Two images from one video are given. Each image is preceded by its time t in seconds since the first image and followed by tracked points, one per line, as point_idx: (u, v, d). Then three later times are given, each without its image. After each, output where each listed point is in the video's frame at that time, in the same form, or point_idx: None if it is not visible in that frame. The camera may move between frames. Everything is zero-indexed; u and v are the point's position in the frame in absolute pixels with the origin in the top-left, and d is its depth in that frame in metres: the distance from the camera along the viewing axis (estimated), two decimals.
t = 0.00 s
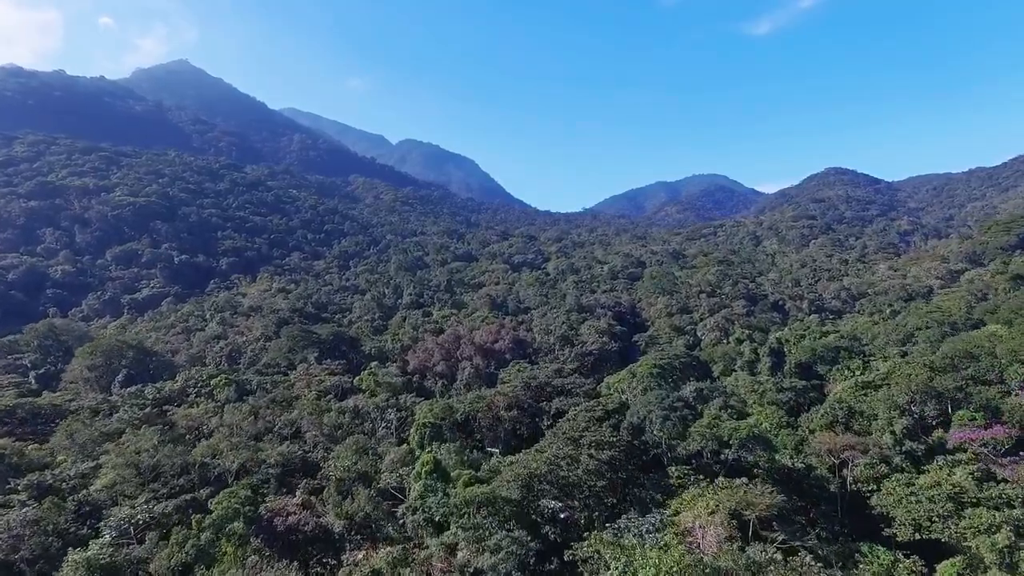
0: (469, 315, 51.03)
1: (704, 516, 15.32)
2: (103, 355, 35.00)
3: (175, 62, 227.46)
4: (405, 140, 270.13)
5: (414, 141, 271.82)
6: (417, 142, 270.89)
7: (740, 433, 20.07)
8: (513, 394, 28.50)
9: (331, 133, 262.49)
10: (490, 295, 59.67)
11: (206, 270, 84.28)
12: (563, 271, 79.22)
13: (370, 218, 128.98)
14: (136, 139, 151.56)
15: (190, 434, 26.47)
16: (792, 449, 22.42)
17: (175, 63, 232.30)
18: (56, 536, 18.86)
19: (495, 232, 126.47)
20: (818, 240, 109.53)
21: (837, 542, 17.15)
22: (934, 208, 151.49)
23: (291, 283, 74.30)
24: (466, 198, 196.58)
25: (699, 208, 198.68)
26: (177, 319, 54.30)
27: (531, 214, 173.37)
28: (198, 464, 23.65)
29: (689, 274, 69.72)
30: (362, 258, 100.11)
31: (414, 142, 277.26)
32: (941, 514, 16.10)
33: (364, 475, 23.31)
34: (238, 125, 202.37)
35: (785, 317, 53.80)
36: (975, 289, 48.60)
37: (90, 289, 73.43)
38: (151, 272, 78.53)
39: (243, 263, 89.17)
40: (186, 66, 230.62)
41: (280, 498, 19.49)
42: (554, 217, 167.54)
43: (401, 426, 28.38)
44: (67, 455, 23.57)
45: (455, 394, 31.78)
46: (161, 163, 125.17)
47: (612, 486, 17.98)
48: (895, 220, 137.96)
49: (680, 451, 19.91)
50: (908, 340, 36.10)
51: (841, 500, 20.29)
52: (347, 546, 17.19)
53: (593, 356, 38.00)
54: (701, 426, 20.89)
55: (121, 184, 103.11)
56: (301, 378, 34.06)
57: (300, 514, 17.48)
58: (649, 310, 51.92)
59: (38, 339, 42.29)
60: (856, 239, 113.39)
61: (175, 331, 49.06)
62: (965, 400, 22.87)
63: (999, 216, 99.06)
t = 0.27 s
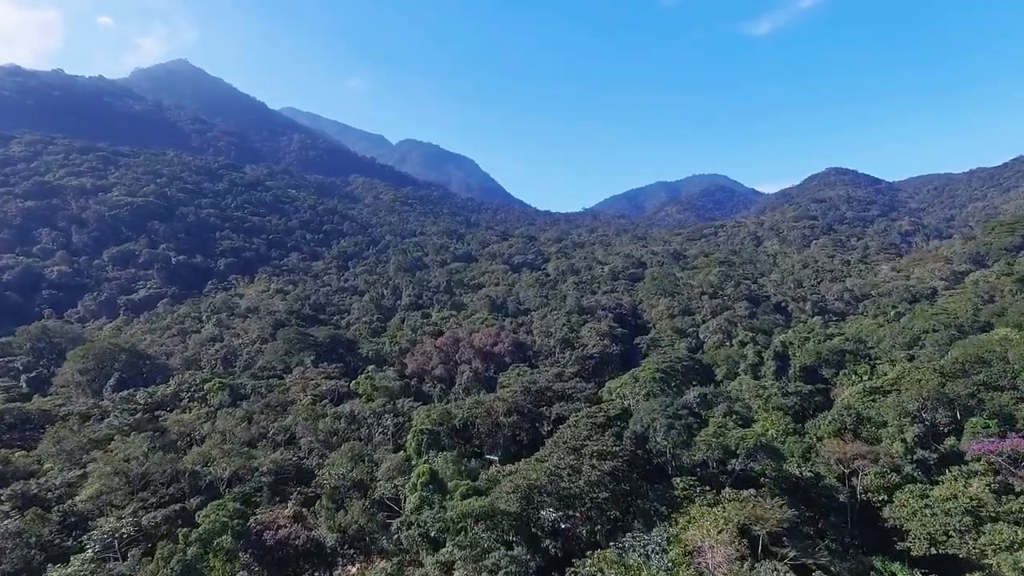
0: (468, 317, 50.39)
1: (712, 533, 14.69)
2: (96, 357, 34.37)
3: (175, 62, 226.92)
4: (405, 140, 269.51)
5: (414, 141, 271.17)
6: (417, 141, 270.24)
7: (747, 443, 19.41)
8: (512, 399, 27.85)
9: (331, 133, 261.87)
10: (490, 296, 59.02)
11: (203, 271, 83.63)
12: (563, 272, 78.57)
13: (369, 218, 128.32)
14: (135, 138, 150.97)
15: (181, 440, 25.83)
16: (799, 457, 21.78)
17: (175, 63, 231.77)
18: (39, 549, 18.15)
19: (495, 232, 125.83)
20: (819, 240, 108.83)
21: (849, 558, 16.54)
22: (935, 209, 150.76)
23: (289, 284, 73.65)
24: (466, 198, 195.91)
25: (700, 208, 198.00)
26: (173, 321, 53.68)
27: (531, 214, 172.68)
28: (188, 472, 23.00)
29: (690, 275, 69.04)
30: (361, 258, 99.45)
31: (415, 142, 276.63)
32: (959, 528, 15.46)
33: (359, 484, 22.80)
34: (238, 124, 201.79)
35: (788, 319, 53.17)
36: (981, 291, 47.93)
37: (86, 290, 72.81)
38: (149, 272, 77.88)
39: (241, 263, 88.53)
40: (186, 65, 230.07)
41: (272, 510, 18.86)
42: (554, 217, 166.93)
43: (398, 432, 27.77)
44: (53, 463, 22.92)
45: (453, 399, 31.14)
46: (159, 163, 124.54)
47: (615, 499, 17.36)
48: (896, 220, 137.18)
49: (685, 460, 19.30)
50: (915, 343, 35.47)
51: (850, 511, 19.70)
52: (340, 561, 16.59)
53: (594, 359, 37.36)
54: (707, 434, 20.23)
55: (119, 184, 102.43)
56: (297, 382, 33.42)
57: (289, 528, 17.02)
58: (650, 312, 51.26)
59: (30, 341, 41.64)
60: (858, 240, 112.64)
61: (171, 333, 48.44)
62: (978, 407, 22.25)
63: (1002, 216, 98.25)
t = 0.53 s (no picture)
0: (467, 319, 49.61)
1: (720, 552, 13.98)
2: (85, 362, 33.57)
3: (174, 62, 226.20)
4: (405, 140, 268.82)
5: (414, 141, 270.45)
6: (416, 141, 269.54)
7: (756, 453, 18.66)
8: (511, 405, 27.15)
9: (331, 133, 261.14)
10: (489, 298, 58.29)
11: (200, 272, 82.84)
12: (564, 273, 77.83)
13: (368, 218, 127.54)
14: (133, 138, 150.21)
15: (170, 449, 25.09)
16: (809, 466, 21.04)
17: (175, 62, 231.19)
18: (17, 565, 17.38)
19: (494, 232, 125.11)
20: (821, 241, 108.10)
21: None
22: (936, 209, 150.04)
23: (286, 285, 72.88)
24: (466, 198, 195.21)
25: (700, 208, 197.20)
26: (169, 323, 52.91)
27: (531, 215, 171.98)
28: (176, 483, 22.17)
29: (692, 276, 68.21)
30: (360, 259, 98.59)
31: (414, 142, 275.87)
32: (980, 547, 14.71)
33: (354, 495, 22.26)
34: (238, 125, 200.96)
35: (791, 322, 52.47)
36: (988, 294, 47.14)
37: (82, 291, 72.00)
38: (145, 273, 77.06)
39: (238, 264, 87.75)
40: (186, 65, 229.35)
41: (261, 525, 18.09)
42: (554, 217, 166.23)
43: (394, 440, 27.08)
44: (37, 472, 22.21)
45: (451, 406, 30.45)
46: (157, 163, 123.68)
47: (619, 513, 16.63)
48: (898, 220, 136.56)
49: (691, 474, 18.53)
50: (923, 346, 34.73)
51: (863, 524, 19.03)
52: None
53: (595, 363, 36.59)
54: (713, 446, 19.50)
55: (116, 184, 101.64)
56: (292, 386, 32.71)
57: (279, 544, 16.09)
58: (652, 314, 50.51)
59: (21, 344, 40.84)
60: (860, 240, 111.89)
61: (165, 336, 47.65)
62: (994, 416, 21.51)
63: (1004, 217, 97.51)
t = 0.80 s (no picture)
0: (467, 321, 48.99)
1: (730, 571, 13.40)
2: (77, 366, 32.94)
3: (174, 61, 225.50)
4: (405, 140, 268.19)
5: (414, 141, 269.81)
6: (416, 141, 268.91)
7: (765, 464, 18.02)
8: (510, 410, 26.53)
9: (331, 133, 260.48)
10: (489, 299, 57.70)
11: (198, 273, 82.22)
12: (564, 273, 77.25)
13: (368, 219, 126.96)
14: (132, 138, 149.57)
15: (161, 456, 24.47)
16: (817, 475, 20.44)
17: (174, 62, 230.49)
18: None
19: (494, 232, 124.54)
20: (822, 241, 107.57)
21: None
22: (938, 209, 149.59)
23: (285, 286, 72.24)
24: (466, 198, 194.62)
25: (701, 208, 196.65)
26: (165, 325, 52.32)
27: (531, 215, 171.46)
28: (166, 492, 21.56)
29: (694, 277, 67.61)
30: (359, 259, 98.03)
31: (414, 141, 275.18)
32: (1002, 562, 14.05)
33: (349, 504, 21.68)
34: (238, 124, 200.30)
35: (794, 324, 51.91)
36: (994, 296, 46.56)
37: (78, 292, 71.38)
38: (142, 274, 76.44)
39: (237, 265, 87.16)
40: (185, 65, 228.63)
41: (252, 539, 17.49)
42: (554, 217, 165.71)
43: (391, 446, 26.50)
44: (22, 482, 21.57)
45: (449, 411, 29.84)
46: (155, 162, 123.00)
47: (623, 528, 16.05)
48: (899, 220, 136.00)
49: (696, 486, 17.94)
50: (930, 350, 34.14)
51: (875, 536, 18.44)
52: None
53: (596, 366, 35.99)
54: (719, 456, 18.93)
55: (113, 184, 100.96)
56: (287, 390, 32.07)
57: (268, 560, 15.73)
58: (653, 316, 49.89)
59: (13, 346, 40.21)
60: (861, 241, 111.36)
61: (161, 338, 47.05)
62: (1007, 424, 20.96)
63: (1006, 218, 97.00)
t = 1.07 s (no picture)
0: (466, 323, 48.31)
1: None
2: (67, 370, 32.27)
3: (173, 61, 224.86)
4: (405, 140, 267.58)
5: (414, 141, 269.20)
6: (416, 141, 268.30)
7: (775, 476, 17.39)
8: (510, 415, 25.89)
9: (330, 133, 259.87)
10: (489, 300, 57.08)
11: (196, 273, 81.57)
12: (564, 274, 76.63)
13: (367, 219, 126.38)
14: (130, 138, 148.92)
15: (150, 465, 23.80)
16: (827, 485, 19.80)
17: (174, 61, 229.87)
18: None
19: (494, 232, 123.95)
20: (823, 241, 106.99)
21: None
22: (939, 208, 149.02)
23: (282, 287, 71.59)
24: (466, 198, 193.92)
25: (701, 208, 196.04)
26: (160, 327, 51.67)
27: (530, 215, 170.86)
28: (154, 502, 20.88)
29: (695, 278, 66.96)
30: (357, 260, 97.40)
31: (414, 142, 274.56)
32: None
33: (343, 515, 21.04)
34: (237, 124, 199.62)
35: (797, 325, 51.27)
36: (1000, 298, 45.87)
37: (74, 293, 70.71)
38: (139, 275, 75.79)
39: (235, 265, 86.51)
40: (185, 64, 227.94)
41: (242, 554, 16.84)
42: (554, 217, 165.13)
43: (388, 453, 25.86)
44: (5, 491, 20.90)
45: (448, 416, 29.19)
46: (153, 162, 122.32)
47: (626, 542, 15.45)
48: (901, 220, 135.45)
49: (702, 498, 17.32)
50: (937, 354, 33.53)
51: (887, 549, 17.85)
52: None
53: (597, 370, 35.32)
54: (726, 467, 18.29)
55: (111, 184, 100.26)
56: (282, 395, 31.41)
57: None
58: (655, 317, 49.24)
59: (4, 349, 39.54)
60: (862, 241, 110.81)
61: (156, 340, 46.41)
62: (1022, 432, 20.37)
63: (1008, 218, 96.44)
